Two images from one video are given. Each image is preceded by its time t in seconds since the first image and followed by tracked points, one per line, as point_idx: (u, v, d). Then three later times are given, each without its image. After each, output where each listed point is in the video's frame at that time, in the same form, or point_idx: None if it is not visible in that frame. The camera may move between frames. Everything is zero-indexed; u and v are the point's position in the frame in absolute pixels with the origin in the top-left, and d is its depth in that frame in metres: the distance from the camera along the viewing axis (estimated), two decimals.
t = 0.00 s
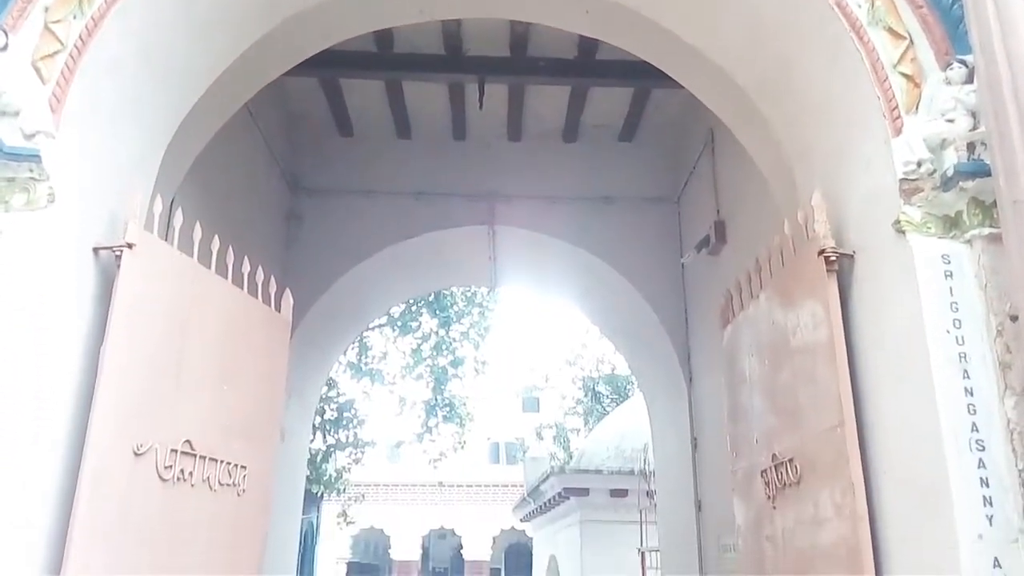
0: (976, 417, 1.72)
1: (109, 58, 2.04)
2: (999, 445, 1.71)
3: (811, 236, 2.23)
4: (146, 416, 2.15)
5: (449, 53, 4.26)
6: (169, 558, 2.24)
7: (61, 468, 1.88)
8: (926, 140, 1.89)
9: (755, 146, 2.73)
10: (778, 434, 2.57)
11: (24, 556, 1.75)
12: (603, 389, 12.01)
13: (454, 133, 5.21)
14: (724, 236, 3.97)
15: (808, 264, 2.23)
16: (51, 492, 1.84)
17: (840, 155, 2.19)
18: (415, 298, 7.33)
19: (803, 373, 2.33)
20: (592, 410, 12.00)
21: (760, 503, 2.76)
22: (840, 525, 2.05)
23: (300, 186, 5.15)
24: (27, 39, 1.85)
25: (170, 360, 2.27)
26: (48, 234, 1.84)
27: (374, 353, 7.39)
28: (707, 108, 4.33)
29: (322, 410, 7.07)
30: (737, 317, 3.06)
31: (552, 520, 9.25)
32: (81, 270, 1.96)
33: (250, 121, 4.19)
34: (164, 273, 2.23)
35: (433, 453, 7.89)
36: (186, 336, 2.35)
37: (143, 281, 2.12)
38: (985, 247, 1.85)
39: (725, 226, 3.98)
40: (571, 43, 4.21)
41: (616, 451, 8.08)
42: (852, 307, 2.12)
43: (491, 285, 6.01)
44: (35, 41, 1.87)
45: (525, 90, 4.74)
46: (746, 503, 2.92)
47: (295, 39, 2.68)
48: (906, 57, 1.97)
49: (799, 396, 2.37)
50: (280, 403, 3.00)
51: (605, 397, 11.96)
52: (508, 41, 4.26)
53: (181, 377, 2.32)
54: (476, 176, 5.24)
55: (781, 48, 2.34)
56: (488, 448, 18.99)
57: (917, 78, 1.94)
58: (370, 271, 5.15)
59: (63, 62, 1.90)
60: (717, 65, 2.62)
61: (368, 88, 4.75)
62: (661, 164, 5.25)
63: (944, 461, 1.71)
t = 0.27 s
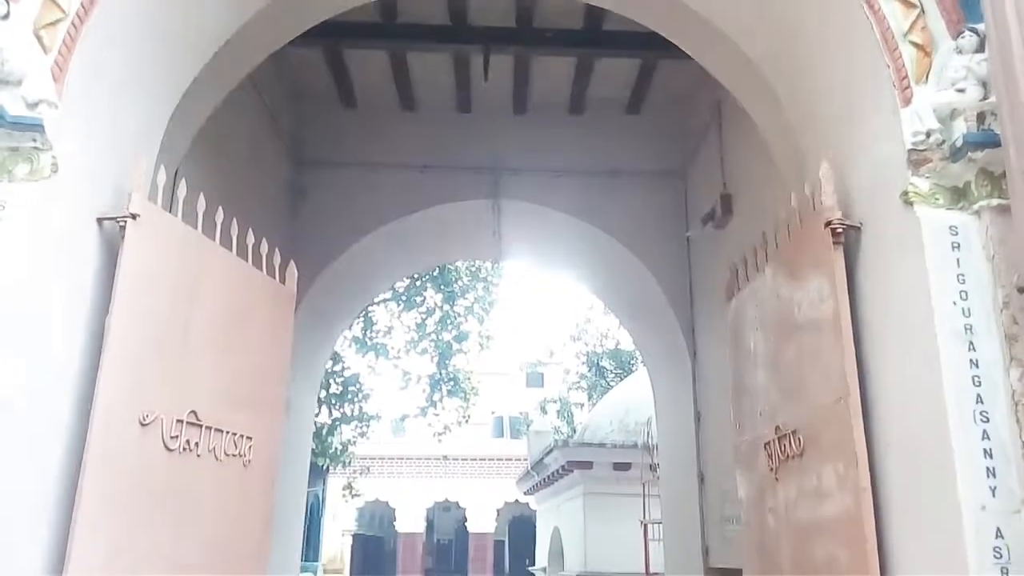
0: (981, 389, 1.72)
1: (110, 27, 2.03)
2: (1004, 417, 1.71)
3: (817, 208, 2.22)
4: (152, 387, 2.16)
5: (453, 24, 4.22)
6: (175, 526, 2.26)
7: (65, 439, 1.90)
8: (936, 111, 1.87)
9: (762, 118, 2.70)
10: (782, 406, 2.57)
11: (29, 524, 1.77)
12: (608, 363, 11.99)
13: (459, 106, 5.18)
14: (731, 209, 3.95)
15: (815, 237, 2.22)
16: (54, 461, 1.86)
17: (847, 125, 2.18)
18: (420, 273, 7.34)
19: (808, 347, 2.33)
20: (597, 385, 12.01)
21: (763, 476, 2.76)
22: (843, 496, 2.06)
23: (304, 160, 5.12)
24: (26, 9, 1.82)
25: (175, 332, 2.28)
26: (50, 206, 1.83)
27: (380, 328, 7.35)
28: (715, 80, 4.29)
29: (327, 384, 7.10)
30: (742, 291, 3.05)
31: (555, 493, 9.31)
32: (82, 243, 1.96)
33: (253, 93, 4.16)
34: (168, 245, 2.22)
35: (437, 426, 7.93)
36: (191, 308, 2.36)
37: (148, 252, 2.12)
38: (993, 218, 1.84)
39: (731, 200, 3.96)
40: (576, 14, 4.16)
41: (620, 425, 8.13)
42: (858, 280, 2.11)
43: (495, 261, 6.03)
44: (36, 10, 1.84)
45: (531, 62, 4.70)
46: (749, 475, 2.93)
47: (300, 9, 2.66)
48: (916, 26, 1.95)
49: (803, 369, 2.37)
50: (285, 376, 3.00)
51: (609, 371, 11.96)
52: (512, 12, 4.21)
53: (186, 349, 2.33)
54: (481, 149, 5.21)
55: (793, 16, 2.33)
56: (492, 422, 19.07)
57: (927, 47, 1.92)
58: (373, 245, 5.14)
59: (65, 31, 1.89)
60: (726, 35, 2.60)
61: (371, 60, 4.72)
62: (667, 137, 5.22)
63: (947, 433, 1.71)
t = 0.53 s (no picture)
0: (982, 361, 1.72)
1: None
2: (1004, 389, 1.71)
3: (820, 181, 2.20)
4: (152, 359, 2.16)
5: None
6: (176, 500, 2.26)
7: (64, 414, 1.90)
8: (940, 81, 1.85)
9: (764, 89, 2.68)
10: (782, 379, 2.57)
11: (30, 497, 1.78)
12: (608, 341, 11.98)
13: (458, 80, 5.14)
14: (732, 184, 3.93)
15: (816, 210, 2.21)
16: (54, 435, 1.86)
17: (851, 97, 2.16)
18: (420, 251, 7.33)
19: (808, 320, 2.32)
20: (596, 362, 12.03)
21: (762, 449, 2.77)
22: (841, 469, 2.06)
23: (302, 134, 5.09)
24: None
25: (175, 305, 2.27)
26: (47, 177, 1.82)
27: (380, 305, 7.34)
28: (717, 53, 4.25)
29: (327, 361, 7.11)
30: (743, 265, 3.04)
31: (555, 470, 9.36)
32: (80, 216, 1.95)
33: (251, 66, 4.13)
34: (167, 218, 2.21)
35: (437, 403, 7.96)
36: (190, 282, 2.35)
37: (146, 224, 2.11)
38: (996, 190, 1.83)
39: (733, 175, 3.94)
40: None
41: (619, 402, 8.18)
42: (860, 253, 2.10)
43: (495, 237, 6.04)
44: None
45: (531, 35, 4.66)
46: (748, 449, 2.94)
47: None
48: None
49: (804, 342, 2.37)
50: (286, 350, 3.01)
51: (609, 349, 11.96)
52: None
53: (186, 323, 2.33)
54: (481, 123, 5.18)
55: None
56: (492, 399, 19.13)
57: (933, 17, 1.89)
58: (373, 221, 5.13)
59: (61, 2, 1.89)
60: (728, 6, 2.57)
61: (370, 33, 4.68)
62: (669, 111, 5.18)
63: (947, 405, 1.71)
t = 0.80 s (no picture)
0: (977, 340, 1.72)
1: None
2: (1000, 368, 1.71)
3: (816, 159, 2.20)
4: (145, 338, 2.15)
5: None
6: (172, 478, 2.26)
7: (59, 393, 1.90)
8: (937, 58, 1.83)
9: (760, 68, 2.67)
10: (777, 359, 2.57)
11: (25, 476, 1.78)
12: (603, 324, 12.03)
13: (453, 59, 5.11)
14: (728, 164, 3.93)
15: (812, 188, 2.21)
16: (48, 414, 1.86)
17: (848, 74, 2.15)
18: (415, 233, 7.30)
19: (803, 299, 2.32)
20: (592, 345, 12.11)
21: (757, 429, 2.78)
22: (836, 448, 2.07)
23: (297, 114, 5.06)
24: None
25: (169, 284, 2.26)
26: (39, 153, 1.81)
27: (375, 288, 7.33)
28: (714, 32, 4.23)
29: (323, 344, 7.15)
30: (738, 246, 3.04)
31: (551, 451, 9.39)
32: (72, 192, 1.94)
33: (243, 45, 4.09)
34: (160, 196, 2.20)
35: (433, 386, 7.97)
36: (184, 261, 2.34)
37: (139, 201, 2.09)
38: (993, 168, 1.83)
39: (729, 155, 3.93)
40: None
41: (616, 383, 8.21)
42: (856, 231, 2.10)
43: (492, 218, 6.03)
44: None
45: (527, 13, 4.63)
46: (743, 430, 2.94)
47: None
48: None
49: (799, 322, 2.37)
50: (281, 330, 3.00)
51: (605, 331, 12.03)
52: None
53: (181, 302, 2.32)
54: (476, 104, 5.16)
55: None
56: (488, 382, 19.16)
57: None
58: (368, 202, 5.11)
59: None
60: None
61: (364, 11, 4.64)
62: (665, 92, 5.16)
63: (943, 384, 1.71)
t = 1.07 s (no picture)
0: (983, 325, 1.71)
1: None
2: (1005, 353, 1.70)
3: (822, 143, 2.18)
4: (151, 323, 2.15)
5: None
6: (178, 464, 2.27)
7: (64, 378, 1.91)
8: (944, 42, 1.83)
9: (766, 52, 2.65)
10: (781, 343, 2.57)
11: (31, 459, 1.79)
12: (607, 313, 11.99)
13: (456, 45, 5.09)
14: (732, 150, 3.91)
15: (817, 173, 2.20)
16: (54, 399, 1.87)
17: (853, 57, 2.14)
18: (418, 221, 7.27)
19: (808, 285, 2.31)
20: (595, 334, 12.05)
21: (762, 415, 2.78)
22: (841, 433, 2.06)
23: (299, 101, 5.05)
24: None
25: (175, 269, 2.27)
26: (40, 137, 1.83)
27: (379, 277, 7.34)
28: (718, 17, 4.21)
29: (327, 332, 7.14)
30: (743, 232, 3.03)
31: (555, 439, 9.41)
32: (76, 177, 1.95)
33: (245, 30, 4.08)
34: (164, 181, 2.20)
35: (437, 374, 7.98)
36: (189, 246, 2.34)
37: (142, 186, 2.09)
38: (1000, 152, 1.82)
39: (734, 141, 3.91)
40: None
41: (618, 371, 8.24)
42: (862, 215, 2.09)
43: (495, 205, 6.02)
44: None
45: None
46: (747, 416, 2.94)
47: None
48: None
49: (804, 306, 2.36)
50: (285, 315, 3.00)
51: (608, 320, 11.99)
52: None
53: (186, 287, 2.32)
54: (479, 90, 5.14)
55: None
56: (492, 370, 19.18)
57: None
58: (372, 190, 5.10)
59: None
60: None
61: None
62: (669, 78, 5.14)
63: (948, 369, 1.71)
